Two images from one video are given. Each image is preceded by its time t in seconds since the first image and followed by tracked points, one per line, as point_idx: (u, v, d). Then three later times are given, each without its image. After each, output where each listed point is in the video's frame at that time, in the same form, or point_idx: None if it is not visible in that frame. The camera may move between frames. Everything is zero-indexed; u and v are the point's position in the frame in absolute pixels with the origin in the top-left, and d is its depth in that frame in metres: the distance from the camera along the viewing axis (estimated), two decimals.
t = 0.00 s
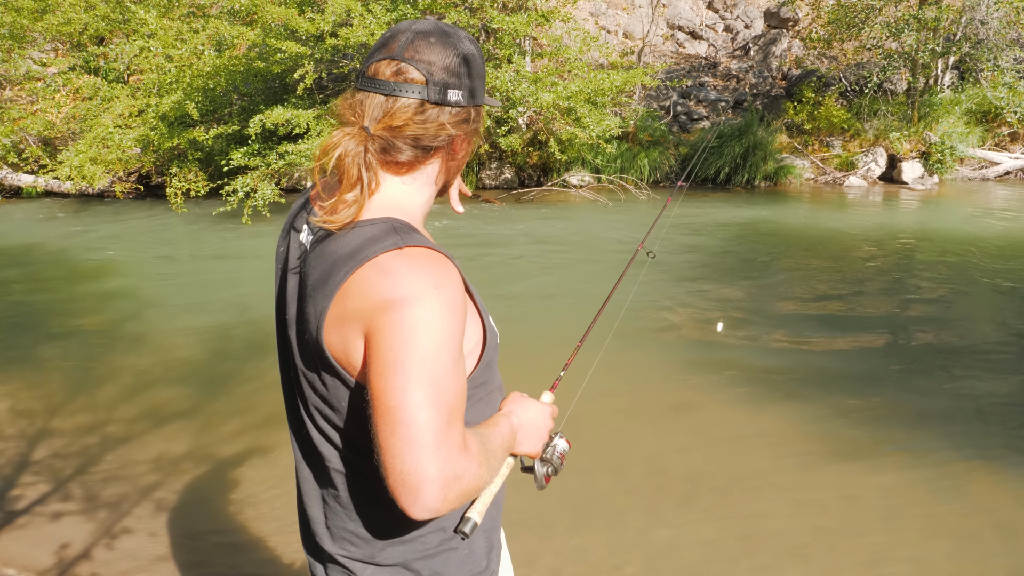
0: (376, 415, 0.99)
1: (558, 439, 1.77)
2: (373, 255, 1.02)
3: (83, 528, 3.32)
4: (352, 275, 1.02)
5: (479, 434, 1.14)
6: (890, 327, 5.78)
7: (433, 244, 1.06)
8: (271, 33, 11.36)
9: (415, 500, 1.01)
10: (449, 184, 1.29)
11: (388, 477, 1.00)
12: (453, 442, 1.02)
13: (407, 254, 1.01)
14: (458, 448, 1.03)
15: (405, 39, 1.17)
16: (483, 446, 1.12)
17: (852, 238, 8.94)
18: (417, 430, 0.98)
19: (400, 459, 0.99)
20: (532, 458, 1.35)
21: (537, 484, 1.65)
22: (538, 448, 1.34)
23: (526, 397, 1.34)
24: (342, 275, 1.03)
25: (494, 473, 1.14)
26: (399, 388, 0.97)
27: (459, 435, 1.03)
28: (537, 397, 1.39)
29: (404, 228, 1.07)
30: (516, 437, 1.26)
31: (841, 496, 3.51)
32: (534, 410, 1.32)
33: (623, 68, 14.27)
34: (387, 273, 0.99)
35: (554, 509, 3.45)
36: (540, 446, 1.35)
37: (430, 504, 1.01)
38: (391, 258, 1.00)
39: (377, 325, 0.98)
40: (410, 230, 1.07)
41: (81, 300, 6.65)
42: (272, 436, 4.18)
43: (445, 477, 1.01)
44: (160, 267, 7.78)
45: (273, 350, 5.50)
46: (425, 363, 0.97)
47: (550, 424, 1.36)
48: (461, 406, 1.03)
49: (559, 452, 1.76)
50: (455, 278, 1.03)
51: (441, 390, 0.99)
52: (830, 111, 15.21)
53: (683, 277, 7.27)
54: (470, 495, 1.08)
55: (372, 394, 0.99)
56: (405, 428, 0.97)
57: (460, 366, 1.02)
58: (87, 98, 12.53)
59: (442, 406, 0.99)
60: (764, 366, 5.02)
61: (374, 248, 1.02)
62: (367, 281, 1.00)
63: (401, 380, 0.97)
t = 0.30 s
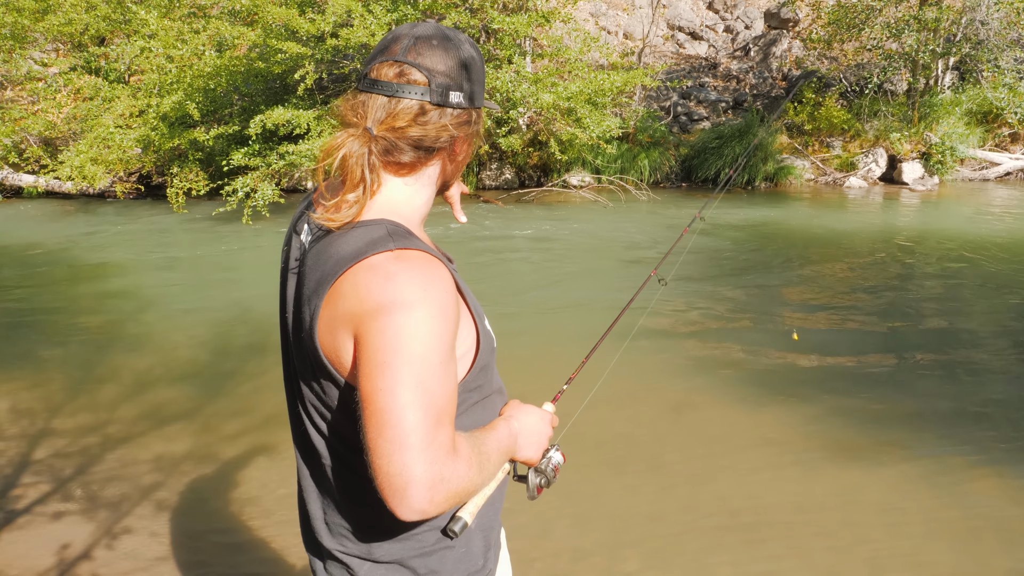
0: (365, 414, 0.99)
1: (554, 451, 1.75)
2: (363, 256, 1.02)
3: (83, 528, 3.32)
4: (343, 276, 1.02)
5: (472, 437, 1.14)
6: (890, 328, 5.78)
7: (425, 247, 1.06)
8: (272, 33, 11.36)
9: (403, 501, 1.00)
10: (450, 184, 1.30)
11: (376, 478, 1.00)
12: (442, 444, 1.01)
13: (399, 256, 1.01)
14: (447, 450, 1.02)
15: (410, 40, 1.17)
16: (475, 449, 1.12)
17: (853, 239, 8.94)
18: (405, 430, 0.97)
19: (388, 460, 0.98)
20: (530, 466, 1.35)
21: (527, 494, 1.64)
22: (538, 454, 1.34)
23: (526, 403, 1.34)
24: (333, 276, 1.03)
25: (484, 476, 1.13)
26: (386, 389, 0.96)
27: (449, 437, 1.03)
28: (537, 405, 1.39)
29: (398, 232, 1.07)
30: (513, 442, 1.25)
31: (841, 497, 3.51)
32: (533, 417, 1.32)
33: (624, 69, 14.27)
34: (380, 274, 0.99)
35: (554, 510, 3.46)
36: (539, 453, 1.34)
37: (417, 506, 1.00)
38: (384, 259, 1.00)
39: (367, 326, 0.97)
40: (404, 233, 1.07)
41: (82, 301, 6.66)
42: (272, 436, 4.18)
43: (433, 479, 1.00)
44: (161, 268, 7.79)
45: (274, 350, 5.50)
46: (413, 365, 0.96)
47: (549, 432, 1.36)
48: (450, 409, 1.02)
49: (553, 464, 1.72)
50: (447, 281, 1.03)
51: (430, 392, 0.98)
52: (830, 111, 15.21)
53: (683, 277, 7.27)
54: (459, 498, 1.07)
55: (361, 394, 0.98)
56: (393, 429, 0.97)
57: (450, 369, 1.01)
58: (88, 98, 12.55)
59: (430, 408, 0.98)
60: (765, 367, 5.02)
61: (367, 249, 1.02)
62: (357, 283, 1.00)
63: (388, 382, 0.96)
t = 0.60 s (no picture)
0: (367, 408, 0.99)
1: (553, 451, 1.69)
2: (362, 252, 1.02)
3: (85, 528, 3.33)
4: (343, 272, 1.02)
5: (474, 432, 1.13)
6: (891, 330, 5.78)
7: (425, 239, 1.06)
8: (274, 34, 11.37)
9: (408, 494, 1.00)
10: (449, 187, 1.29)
11: (380, 472, 1.00)
12: (446, 436, 1.01)
13: (399, 251, 1.01)
14: (451, 442, 1.02)
15: (403, 44, 1.16)
16: (478, 442, 1.11)
17: (854, 241, 8.94)
18: (408, 423, 0.97)
19: (393, 454, 0.98)
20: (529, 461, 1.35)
21: (521, 490, 1.57)
22: (538, 451, 1.34)
23: (527, 400, 1.33)
24: (333, 272, 1.03)
25: (488, 470, 1.13)
26: (388, 383, 0.96)
27: (452, 429, 1.03)
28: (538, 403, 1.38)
29: (397, 226, 1.07)
30: (514, 437, 1.25)
31: (842, 498, 3.51)
32: (535, 414, 1.31)
33: (625, 70, 14.28)
34: (380, 269, 0.99)
35: (555, 510, 3.46)
36: (539, 450, 1.34)
37: (423, 498, 1.00)
38: (383, 255, 1.00)
39: (367, 322, 0.98)
40: (403, 227, 1.07)
41: (83, 301, 6.67)
42: (274, 437, 4.19)
43: (438, 471, 1.01)
44: (163, 268, 7.80)
45: (276, 351, 5.51)
46: (415, 357, 0.96)
47: (552, 429, 1.36)
48: (453, 402, 1.02)
49: (552, 462, 1.67)
50: (447, 274, 1.03)
51: (433, 384, 0.98)
52: (832, 113, 15.20)
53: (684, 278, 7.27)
54: (464, 491, 1.07)
55: (362, 389, 0.98)
56: (397, 422, 0.97)
57: (452, 361, 1.01)
58: (90, 99, 12.56)
59: (433, 401, 0.98)
60: (766, 369, 5.02)
61: (367, 245, 1.02)
62: (356, 279, 1.00)
63: (391, 375, 0.96)
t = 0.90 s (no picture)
0: (359, 414, 0.97)
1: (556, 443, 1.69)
2: (351, 254, 1.00)
3: (82, 529, 3.32)
4: (332, 275, 1.00)
5: (471, 434, 1.11)
6: (890, 331, 5.79)
7: (416, 239, 1.04)
8: (273, 34, 11.37)
9: (402, 500, 0.98)
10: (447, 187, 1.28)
11: (373, 477, 0.98)
12: (440, 440, 0.99)
13: (390, 251, 0.99)
14: (445, 446, 1.00)
15: (399, 44, 1.15)
16: (475, 444, 1.09)
17: (853, 242, 8.95)
18: (401, 427, 0.95)
19: (386, 459, 0.96)
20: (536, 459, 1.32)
21: (528, 484, 1.57)
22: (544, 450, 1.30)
23: (530, 396, 1.31)
24: (323, 276, 1.02)
25: (485, 473, 1.10)
26: (379, 387, 0.95)
27: (446, 432, 1.00)
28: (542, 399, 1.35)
29: (387, 225, 1.05)
30: (515, 438, 1.22)
31: (840, 500, 3.51)
32: (538, 411, 1.29)
33: (624, 71, 14.29)
34: (368, 271, 0.97)
35: (554, 511, 3.45)
36: (544, 448, 1.30)
37: (418, 504, 0.98)
38: (372, 256, 0.99)
39: (357, 325, 0.96)
40: (394, 227, 1.05)
41: (81, 301, 6.66)
42: (272, 438, 4.18)
43: (433, 476, 0.98)
44: (161, 268, 7.79)
45: (274, 351, 5.51)
46: (405, 360, 0.95)
47: (556, 424, 1.33)
48: (448, 405, 1.00)
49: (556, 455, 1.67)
50: (439, 274, 1.01)
51: (426, 387, 0.96)
52: (831, 114, 15.23)
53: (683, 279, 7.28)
54: (462, 495, 1.04)
55: (353, 392, 0.97)
56: (389, 427, 0.95)
57: (445, 362, 0.99)
58: (89, 99, 12.55)
59: (426, 404, 0.96)
60: (765, 370, 5.03)
61: (356, 247, 1.00)
62: (344, 281, 0.98)
63: (382, 379, 0.94)
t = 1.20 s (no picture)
0: (339, 438, 0.92)
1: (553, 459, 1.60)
2: (333, 266, 0.97)
3: (80, 530, 3.32)
4: (314, 288, 0.97)
5: (461, 457, 1.05)
6: (888, 332, 5.79)
7: (403, 253, 1.02)
8: (272, 35, 11.38)
9: (383, 530, 0.91)
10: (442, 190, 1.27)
11: (353, 508, 0.92)
12: (425, 467, 0.93)
13: (375, 262, 0.97)
14: (431, 474, 0.93)
15: (392, 38, 1.15)
16: (465, 470, 1.03)
17: (851, 242, 8.96)
18: (383, 453, 0.90)
19: (366, 487, 0.90)
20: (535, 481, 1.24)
21: (521, 503, 1.48)
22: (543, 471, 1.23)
23: (525, 414, 1.23)
24: (304, 290, 0.99)
25: (477, 501, 1.04)
26: (358, 408, 0.90)
27: (432, 459, 0.94)
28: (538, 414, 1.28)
29: (373, 235, 1.03)
30: (510, 461, 1.15)
31: (839, 501, 3.51)
32: (534, 428, 1.21)
33: (623, 72, 14.29)
34: (352, 283, 0.94)
35: (552, 512, 3.45)
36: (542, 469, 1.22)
37: (400, 535, 0.91)
38: (355, 269, 0.96)
39: (338, 341, 0.92)
40: (381, 236, 1.04)
41: (79, 301, 6.66)
42: (270, 439, 4.18)
43: (416, 506, 0.92)
44: (160, 269, 7.79)
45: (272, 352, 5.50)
46: (387, 378, 0.90)
47: (554, 442, 1.24)
48: (435, 427, 0.94)
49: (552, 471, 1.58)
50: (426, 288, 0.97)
51: (410, 409, 0.91)
52: (829, 115, 15.26)
53: (682, 280, 7.29)
54: (449, 526, 0.98)
55: (333, 414, 0.92)
56: (370, 451, 0.90)
57: (432, 381, 0.94)
58: (87, 99, 12.55)
59: (409, 427, 0.91)
60: (764, 371, 5.03)
61: (340, 259, 0.98)
62: (326, 296, 0.95)
63: (363, 399, 0.90)
